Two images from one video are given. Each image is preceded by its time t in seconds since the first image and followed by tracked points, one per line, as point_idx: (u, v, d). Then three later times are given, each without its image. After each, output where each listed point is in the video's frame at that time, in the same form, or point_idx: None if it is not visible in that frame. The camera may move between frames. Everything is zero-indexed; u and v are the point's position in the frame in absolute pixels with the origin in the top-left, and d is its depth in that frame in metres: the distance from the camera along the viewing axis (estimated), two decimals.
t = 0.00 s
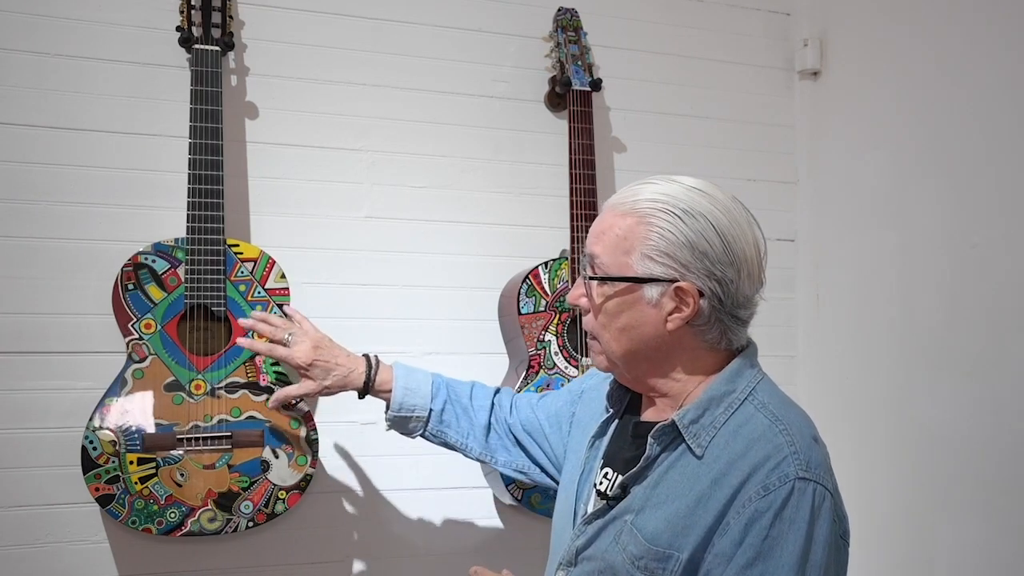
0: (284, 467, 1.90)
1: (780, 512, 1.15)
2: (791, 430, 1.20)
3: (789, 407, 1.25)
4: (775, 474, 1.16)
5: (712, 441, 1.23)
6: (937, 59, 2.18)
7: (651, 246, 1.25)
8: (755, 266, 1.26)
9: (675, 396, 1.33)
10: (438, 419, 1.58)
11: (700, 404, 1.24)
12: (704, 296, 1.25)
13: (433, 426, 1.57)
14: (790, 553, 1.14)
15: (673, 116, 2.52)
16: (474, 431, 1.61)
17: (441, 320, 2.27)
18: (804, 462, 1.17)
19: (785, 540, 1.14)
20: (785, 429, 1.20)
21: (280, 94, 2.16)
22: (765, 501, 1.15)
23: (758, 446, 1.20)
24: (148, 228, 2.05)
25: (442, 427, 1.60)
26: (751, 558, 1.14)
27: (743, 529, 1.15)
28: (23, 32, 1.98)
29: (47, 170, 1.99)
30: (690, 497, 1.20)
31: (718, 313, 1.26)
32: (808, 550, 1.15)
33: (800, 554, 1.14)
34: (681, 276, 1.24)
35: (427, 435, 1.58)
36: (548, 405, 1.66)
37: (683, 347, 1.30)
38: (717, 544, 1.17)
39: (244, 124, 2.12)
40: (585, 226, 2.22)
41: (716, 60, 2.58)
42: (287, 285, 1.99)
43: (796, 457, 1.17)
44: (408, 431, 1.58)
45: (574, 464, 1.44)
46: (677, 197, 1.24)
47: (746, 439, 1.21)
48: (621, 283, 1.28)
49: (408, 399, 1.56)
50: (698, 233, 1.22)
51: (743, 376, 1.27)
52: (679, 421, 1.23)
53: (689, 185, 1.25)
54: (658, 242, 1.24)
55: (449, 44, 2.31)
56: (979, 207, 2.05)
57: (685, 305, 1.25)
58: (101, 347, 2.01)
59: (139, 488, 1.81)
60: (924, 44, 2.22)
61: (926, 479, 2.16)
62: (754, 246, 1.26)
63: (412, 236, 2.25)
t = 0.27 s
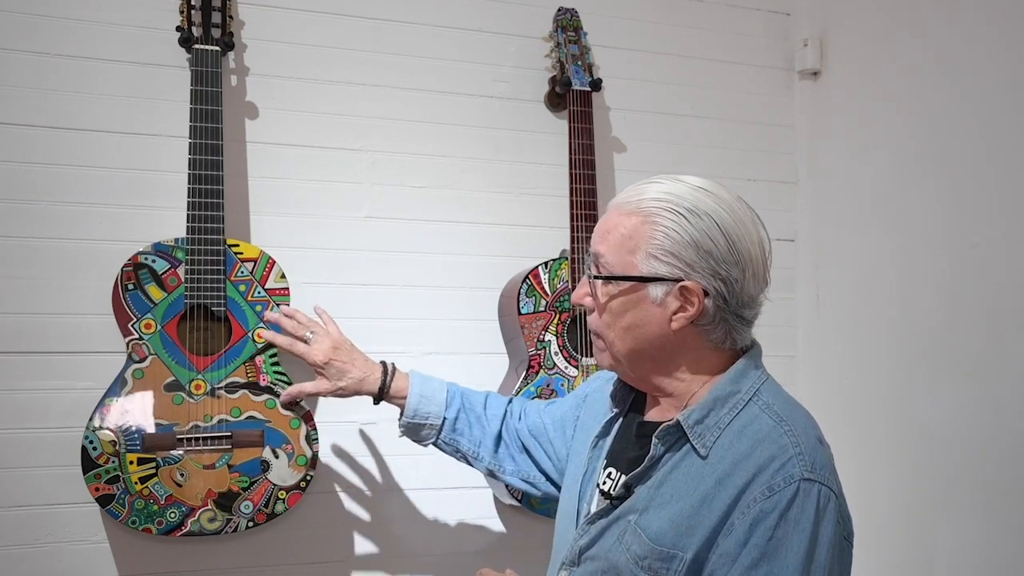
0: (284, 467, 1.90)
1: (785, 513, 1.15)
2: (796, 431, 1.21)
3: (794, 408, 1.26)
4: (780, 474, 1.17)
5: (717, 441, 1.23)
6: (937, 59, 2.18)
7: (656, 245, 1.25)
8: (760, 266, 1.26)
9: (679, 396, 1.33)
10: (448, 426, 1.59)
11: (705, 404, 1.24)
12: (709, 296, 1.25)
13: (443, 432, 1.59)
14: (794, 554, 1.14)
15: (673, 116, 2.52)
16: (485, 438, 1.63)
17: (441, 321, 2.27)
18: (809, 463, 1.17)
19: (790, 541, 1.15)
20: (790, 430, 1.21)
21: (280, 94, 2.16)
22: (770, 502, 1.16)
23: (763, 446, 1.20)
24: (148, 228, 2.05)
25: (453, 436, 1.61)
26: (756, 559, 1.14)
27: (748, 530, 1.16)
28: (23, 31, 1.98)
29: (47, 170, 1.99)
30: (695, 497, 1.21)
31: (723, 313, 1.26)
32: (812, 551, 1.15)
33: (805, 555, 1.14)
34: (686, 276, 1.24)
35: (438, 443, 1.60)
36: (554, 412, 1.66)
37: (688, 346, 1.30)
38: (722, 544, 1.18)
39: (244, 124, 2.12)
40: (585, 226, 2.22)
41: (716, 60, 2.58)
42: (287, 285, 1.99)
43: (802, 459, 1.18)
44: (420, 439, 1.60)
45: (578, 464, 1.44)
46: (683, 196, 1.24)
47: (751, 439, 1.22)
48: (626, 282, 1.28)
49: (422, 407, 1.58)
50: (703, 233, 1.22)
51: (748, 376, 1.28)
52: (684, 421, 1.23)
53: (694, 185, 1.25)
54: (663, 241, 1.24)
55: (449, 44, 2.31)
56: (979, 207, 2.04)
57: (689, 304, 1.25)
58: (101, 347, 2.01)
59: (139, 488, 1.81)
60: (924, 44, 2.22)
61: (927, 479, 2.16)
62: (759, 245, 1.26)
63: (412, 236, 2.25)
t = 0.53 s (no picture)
0: (284, 467, 1.90)
1: (784, 511, 1.15)
2: (796, 429, 1.20)
3: (795, 407, 1.25)
4: (779, 472, 1.16)
5: (717, 440, 1.22)
6: (937, 60, 2.18)
7: (657, 245, 1.25)
8: (761, 266, 1.26)
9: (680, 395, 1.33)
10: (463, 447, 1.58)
11: (706, 403, 1.24)
12: (709, 295, 1.25)
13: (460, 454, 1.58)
14: (794, 552, 1.13)
15: (673, 116, 2.52)
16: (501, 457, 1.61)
17: (441, 321, 2.27)
18: (809, 461, 1.16)
19: (789, 539, 1.14)
20: (790, 428, 1.20)
21: (280, 94, 2.16)
22: (769, 500, 1.15)
23: (763, 445, 1.19)
24: (147, 228, 2.05)
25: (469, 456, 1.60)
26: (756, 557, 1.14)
27: (747, 527, 1.15)
28: (23, 31, 1.98)
29: (47, 170, 1.99)
30: (695, 495, 1.20)
31: (723, 312, 1.26)
32: (812, 549, 1.14)
33: (805, 553, 1.13)
34: (686, 275, 1.24)
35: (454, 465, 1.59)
36: (558, 420, 1.66)
37: (688, 346, 1.30)
38: (722, 543, 1.17)
39: (244, 125, 2.12)
40: (585, 226, 2.22)
41: (716, 60, 2.58)
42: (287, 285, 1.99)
43: (802, 457, 1.17)
44: (437, 461, 1.58)
45: (580, 465, 1.44)
46: (684, 196, 1.24)
47: (751, 438, 1.21)
48: (627, 281, 1.28)
49: (439, 429, 1.57)
50: (704, 232, 1.22)
51: (749, 376, 1.27)
52: (684, 419, 1.23)
53: (695, 184, 1.25)
54: (664, 241, 1.24)
55: (449, 44, 2.31)
56: (980, 207, 2.04)
57: (690, 303, 1.25)
58: (101, 348, 2.01)
59: (139, 488, 1.81)
60: (924, 45, 2.23)
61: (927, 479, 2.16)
62: (760, 245, 1.26)
63: (412, 236, 2.25)
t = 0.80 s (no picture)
0: (284, 467, 1.90)
1: (779, 503, 1.14)
2: (790, 423, 1.20)
3: (789, 402, 1.25)
4: (773, 466, 1.16)
5: (712, 436, 1.22)
6: (937, 59, 2.18)
7: (644, 245, 1.25)
8: (749, 261, 1.26)
9: (673, 394, 1.32)
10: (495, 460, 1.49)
11: (700, 400, 1.24)
12: (699, 293, 1.24)
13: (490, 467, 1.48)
14: (789, 543, 1.13)
15: (673, 116, 2.52)
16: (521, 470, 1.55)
17: (441, 321, 2.27)
18: (803, 454, 1.16)
19: (784, 531, 1.13)
20: (783, 422, 1.20)
21: (280, 94, 2.16)
22: (764, 493, 1.15)
23: (757, 439, 1.19)
24: (147, 228, 2.05)
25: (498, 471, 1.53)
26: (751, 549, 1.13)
27: (742, 520, 1.15)
28: (23, 31, 1.98)
29: (47, 170, 1.99)
30: (690, 491, 1.20)
31: (714, 309, 1.26)
32: (807, 540, 1.14)
33: (800, 544, 1.13)
34: (674, 274, 1.24)
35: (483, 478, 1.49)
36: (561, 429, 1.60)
37: (680, 345, 1.29)
38: (718, 537, 1.16)
39: (244, 125, 2.12)
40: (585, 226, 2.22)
41: (716, 60, 2.58)
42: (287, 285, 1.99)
43: (795, 450, 1.17)
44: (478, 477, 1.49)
45: (579, 465, 1.44)
46: (668, 195, 1.24)
47: (745, 434, 1.21)
48: (616, 282, 1.28)
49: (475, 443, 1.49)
50: (690, 230, 1.22)
51: (743, 372, 1.27)
52: (680, 416, 1.23)
53: (679, 184, 1.26)
54: (651, 240, 1.25)
55: (449, 44, 2.31)
56: (980, 207, 2.04)
57: (680, 301, 1.25)
58: (101, 348, 2.01)
59: (139, 488, 1.81)
60: (924, 44, 2.23)
61: (927, 479, 2.16)
62: (747, 241, 1.26)
63: (412, 236, 2.25)
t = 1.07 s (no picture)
0: (284, 467, 1.90)
1: (773, 497, 1.14)
2: (784, 418, 1.19)
3: (784, 398, 1.25)
4: (767, 460, 1.16)
5: (708, 433, 1.22)
6: (937, 59, 2.18)
7: (624, 249, 1.25)
8: (731, 255, 1.25)
9: (669, 394, 1.32)
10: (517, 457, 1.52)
11: (695, 397, 1.24)
12: (683, 291, 1.24)
13: (510, 463, 1.52)
14: (782, 535, 1.12)
15: (673, 116, 2.52)
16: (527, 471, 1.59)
17: (441, 321, 2.27)
18: (797, 448, 1.16)
19: (778, 524, 1.13)
20: (777, 417, 1.19)
21: (280, 94, 2.16)
22: (758, 487, 1.14)
23: (752, 434, 1.19)
24: (148, 228, 2.05)
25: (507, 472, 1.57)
26: (745, 542, 1.13)
27: (737, 514, 1.14)
28: (23, 31, 1.98)
29: (47, 170, 1.99)
30: (686, 487, 1.20)
31: (700, 306, 1.25)
32: (801, 533, 1.13)
33: (793, 537, 1.12)
34: (657, 274, 1.24)
35: (503, 474, 1.52)
36: (557, 423, 1.63)
37: (670, 343, 1.29)
38: (712, 531, 1.16)
39: (244, 125, 2.13)
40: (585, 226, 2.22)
41: (716, 60, 2.58)
42: (287, 285, 1.99)
43: (789, 444, 1.16)
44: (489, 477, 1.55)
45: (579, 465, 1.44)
46: (643, 198, 1.25)
47: (739, 429, 1.21)
48: (600, 288, 1.28)
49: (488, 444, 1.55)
50: (667, 230, 1.23)
51: (738, 370, 1.27)
52: (675, 413, 1.24)
53: (653, 186, 1.26)
54: (630, 244, 1.25)
55: (449, 44, 2.31)
56: (980, 206, 2.04)
57: (664, 301, 1.25)
58: (101, 347, 2.01)
59: (139, 488, 1.81)
60: (924, 44, 2.23)
61: (927, 479, 2.16)
62: (727, 235, 1.25)
63: (413, 237, 2.25)
